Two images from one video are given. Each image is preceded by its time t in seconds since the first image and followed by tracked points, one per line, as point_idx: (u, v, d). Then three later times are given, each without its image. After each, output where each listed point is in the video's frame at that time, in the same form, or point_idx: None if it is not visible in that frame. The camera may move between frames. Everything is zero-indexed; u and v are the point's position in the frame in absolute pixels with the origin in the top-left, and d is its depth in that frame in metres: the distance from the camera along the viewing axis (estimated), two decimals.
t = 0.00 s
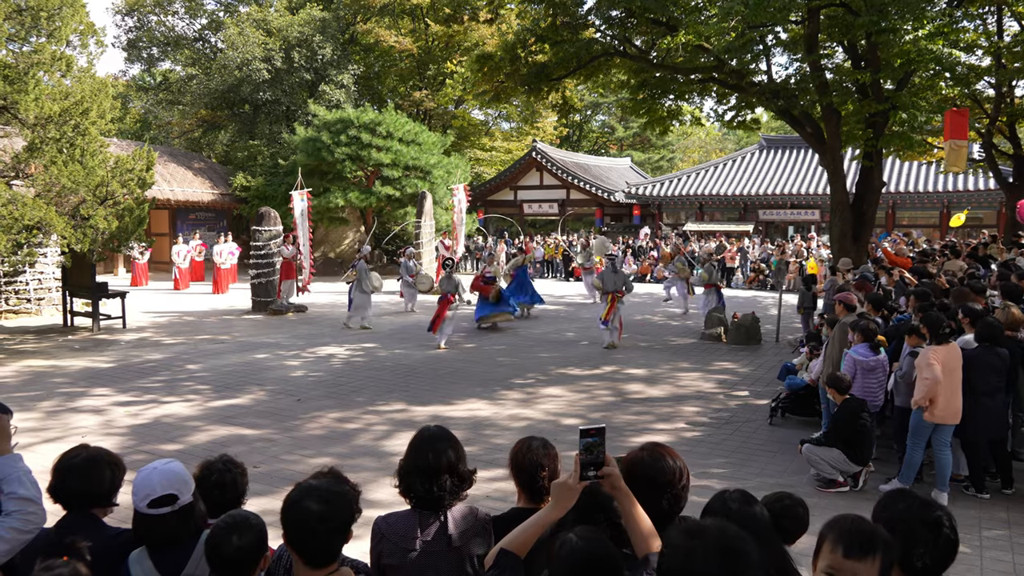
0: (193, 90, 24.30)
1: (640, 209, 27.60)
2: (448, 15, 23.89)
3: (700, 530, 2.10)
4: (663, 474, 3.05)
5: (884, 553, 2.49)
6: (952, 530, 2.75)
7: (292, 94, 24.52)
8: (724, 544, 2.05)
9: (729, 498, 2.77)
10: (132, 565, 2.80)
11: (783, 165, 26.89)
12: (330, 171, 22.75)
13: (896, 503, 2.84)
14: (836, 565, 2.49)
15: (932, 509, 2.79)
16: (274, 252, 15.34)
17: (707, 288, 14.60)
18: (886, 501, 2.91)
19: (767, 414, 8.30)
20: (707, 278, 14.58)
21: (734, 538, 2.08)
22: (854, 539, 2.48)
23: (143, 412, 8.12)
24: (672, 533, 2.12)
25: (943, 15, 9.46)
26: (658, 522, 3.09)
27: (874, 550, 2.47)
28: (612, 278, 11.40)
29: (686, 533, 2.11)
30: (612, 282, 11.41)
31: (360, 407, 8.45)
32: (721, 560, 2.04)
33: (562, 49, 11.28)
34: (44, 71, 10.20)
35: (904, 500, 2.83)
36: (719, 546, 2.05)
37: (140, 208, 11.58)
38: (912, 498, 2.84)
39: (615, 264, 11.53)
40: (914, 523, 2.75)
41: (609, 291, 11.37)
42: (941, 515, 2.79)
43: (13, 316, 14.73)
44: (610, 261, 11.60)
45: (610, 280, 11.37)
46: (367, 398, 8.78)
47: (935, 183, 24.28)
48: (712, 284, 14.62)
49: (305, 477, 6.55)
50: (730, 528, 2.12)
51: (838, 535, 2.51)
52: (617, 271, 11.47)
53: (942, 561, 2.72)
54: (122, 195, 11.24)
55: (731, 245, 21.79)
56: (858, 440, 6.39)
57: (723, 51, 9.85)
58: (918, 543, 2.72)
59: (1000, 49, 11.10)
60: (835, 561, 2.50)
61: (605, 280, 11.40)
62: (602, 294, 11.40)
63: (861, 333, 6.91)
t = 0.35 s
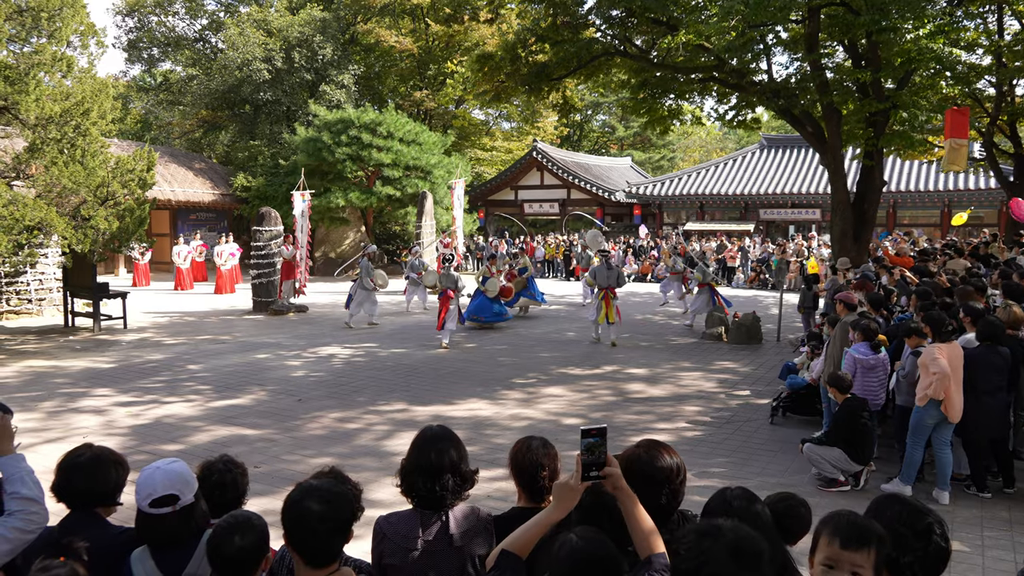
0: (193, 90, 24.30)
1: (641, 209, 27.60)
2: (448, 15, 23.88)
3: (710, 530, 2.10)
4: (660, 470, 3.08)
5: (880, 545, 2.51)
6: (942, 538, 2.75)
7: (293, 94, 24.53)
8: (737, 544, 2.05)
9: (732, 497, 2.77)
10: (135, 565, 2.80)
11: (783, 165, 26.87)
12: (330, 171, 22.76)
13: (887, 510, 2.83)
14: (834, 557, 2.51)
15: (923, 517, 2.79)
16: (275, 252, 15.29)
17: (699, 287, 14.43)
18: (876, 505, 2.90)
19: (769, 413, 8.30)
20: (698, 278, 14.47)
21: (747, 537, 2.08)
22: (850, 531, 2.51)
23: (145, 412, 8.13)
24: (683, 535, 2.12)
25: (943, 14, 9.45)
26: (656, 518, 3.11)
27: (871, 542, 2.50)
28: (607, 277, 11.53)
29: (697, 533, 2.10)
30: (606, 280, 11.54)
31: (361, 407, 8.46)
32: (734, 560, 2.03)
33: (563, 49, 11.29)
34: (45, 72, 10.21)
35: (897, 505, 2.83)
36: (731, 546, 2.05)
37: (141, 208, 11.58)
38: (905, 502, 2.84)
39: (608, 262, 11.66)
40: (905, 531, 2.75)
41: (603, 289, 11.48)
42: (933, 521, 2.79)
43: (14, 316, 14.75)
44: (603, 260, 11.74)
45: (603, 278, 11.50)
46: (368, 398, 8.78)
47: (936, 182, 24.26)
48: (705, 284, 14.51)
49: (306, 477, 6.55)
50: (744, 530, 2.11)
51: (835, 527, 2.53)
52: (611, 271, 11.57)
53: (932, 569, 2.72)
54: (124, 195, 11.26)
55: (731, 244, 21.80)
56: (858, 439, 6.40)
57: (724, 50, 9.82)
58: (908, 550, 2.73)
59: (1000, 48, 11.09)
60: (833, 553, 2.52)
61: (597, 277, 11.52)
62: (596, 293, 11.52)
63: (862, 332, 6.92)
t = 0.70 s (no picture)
0: (194, 91, 24.29)
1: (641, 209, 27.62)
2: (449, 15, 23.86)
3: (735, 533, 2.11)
4: (659, 468, 3.09)
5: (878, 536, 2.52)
6: (946, 538, 2.75)
7: (294, 94, 24.53)
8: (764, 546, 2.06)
9: (736, 497, 2.76)
10: (137, 565, 2.80)
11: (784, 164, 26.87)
12: (331, 171, 22.76)
13: (891, 508, 2.84)
14: (836, 547, 2.51)
15: (927, 516, 2.79)
16: (276, 252, 15.32)
17: (678, 287, 14.67)
18: (882, 503, 2.90)
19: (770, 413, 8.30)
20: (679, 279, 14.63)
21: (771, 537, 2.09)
22: (849, 522, 2.53)
23: (146, 412, 8.13)
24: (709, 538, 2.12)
25: (944, 13, 9.41)
26: (654, 514, 3.13)
27: (869, 531, 2.51)
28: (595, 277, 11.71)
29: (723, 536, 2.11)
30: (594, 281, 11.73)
31: (362, 407, 8.46)
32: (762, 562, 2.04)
33: (564, 49, 11.30)
34: (46, 72, 10.22)
35: (898, 505, 2.83)
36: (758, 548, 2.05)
37: (142, 208, 11.59)
38: (906, 502, 2.84)
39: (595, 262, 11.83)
40: (907, 529, 2.75)
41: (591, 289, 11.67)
42: (936, 521, 2.78)
43: (15, 317, 14.75)
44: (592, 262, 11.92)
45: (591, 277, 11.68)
46: (369, 398, 8.78)
47: (937, 182, 24.25)
48: (684, 283, 14.65)
49: (307, 477, 6.55)
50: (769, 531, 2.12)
51: (834, 517, 2.54)
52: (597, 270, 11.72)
53: (938, 567, 2.72)
54: (124, 195, 11.25)
55: (732, 244, 21.82)
56: (859, 439, 6.41)
57: (725, 50, 9.80)
58: (912, 547, 2.72)
59: (1000, 48, 11.07)
60: (834, 544, 2.52)
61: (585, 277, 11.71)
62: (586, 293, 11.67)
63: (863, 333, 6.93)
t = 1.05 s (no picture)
0: (195, 90, 24.28)
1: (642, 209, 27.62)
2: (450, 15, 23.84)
3: (777, 546, 2.07)
4: (660, 467, 3.09)
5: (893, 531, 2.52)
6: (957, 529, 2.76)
7: (294, 94, 24.53)
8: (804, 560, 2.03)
9: (740, 498, 2.71)
10: (138, 564, 2.82)
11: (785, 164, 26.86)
12: (332, 171, 22.75)
13: (901, 503, 2.84)
14: (851, 543, 2.51)
15: (938, 508, 2.80)
16: (277, 252, 15.32)
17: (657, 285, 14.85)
18: (891, 499, 2.91)
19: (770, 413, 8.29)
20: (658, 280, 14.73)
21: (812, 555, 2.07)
22: (864, 517, 2.53)
23: (146, 412, 8.13)
24: (747, 552, 2.06)
25: (946, 13, 9.38)
26: (655, 514, 3.13)
27: (884, 527, 2.52)
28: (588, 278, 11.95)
29: (762, 548, 2.06)
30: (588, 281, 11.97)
31: (362, 407, 8.45)
32: None
33: (565, 49, 11.30)
34: (47, 72, 10.22)
35: (909, 499, 2.84)
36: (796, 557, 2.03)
37: (142, 208, 11.58)
38: (916, 497, 2.85)
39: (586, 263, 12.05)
40: (919, 522, 2.74)
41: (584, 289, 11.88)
42: (946, 513, 2.79)
43: (15, 316, 14.75)
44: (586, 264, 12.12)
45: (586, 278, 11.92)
46: (369, 398, 8.77)
47: (938, 182, 24.23)
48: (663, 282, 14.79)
49: (307, 477, 6.55)
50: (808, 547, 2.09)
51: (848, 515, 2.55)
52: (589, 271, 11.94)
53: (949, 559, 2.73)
54: (125, 195, 11.25)
55: (732, 244, 21.82)
56: (859, 439, 6.41)
57: (725, 50, 9.80)
58: (925, 538, 2.72)
59: (1002, 48, 11.06)
60: (850, 539, 2.52)
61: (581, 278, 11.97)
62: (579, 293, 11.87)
63: (864, 333, 6.93)
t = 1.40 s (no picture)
0: (196, 90, 24.26)
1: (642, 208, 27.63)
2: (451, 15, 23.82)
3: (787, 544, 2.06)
4: (662, 468, 3.09)
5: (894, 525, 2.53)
6: (959, 524, 2.76)
7: (295, 94, 24.53)
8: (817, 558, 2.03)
9: (743, 496, 2.74)
10: (140, 563, 2.82)
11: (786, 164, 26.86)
12: (333, 170, 22.75)
13: (904, 500, 2.83)
14: (851, 536, 2.52)
15: (940, 505, 2.79)
16: (279, 251, 15.30)
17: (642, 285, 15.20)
18: (894, 496, 2.90)
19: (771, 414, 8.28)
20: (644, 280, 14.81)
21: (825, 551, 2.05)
22: (866, 512, 2.54)
23: (147, 412, 8.14)
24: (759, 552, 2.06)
25: (947, 13, 9.35)
26: (656, 515, 3.14)
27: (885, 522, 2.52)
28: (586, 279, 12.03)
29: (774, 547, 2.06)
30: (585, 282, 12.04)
31: (362, 407, 8.45)
32: None
33: (566, 49, 11.31)
34: (48, 72, 10.23)
35: (913, 496, 2.83)
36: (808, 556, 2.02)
37: (143, 208, 11.58)
38: (919, 493, 2.84)
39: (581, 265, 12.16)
40: (922, 518, 2.74)
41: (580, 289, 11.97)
42: (948, 510, 2.79)
43: (16, 316, 14.75)
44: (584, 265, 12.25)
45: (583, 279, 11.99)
46: (370, 398, 8.77)
47: (939, 182, 24.20)
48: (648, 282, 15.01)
49: (308, 477, 6.55)
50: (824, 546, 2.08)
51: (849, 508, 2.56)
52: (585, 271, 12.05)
53: (953, 554, 2.72)
54: (126, 195, 11.25)
55: (733, 244, 21.80)
56: (860, 438, 6.41)
57: (726, 50, 9.79)
58: (929, 533, 2.71)
59: (1003, 48, 11.06)
60: (850, 532, 2.53)
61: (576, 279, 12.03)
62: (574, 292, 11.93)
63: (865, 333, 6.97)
